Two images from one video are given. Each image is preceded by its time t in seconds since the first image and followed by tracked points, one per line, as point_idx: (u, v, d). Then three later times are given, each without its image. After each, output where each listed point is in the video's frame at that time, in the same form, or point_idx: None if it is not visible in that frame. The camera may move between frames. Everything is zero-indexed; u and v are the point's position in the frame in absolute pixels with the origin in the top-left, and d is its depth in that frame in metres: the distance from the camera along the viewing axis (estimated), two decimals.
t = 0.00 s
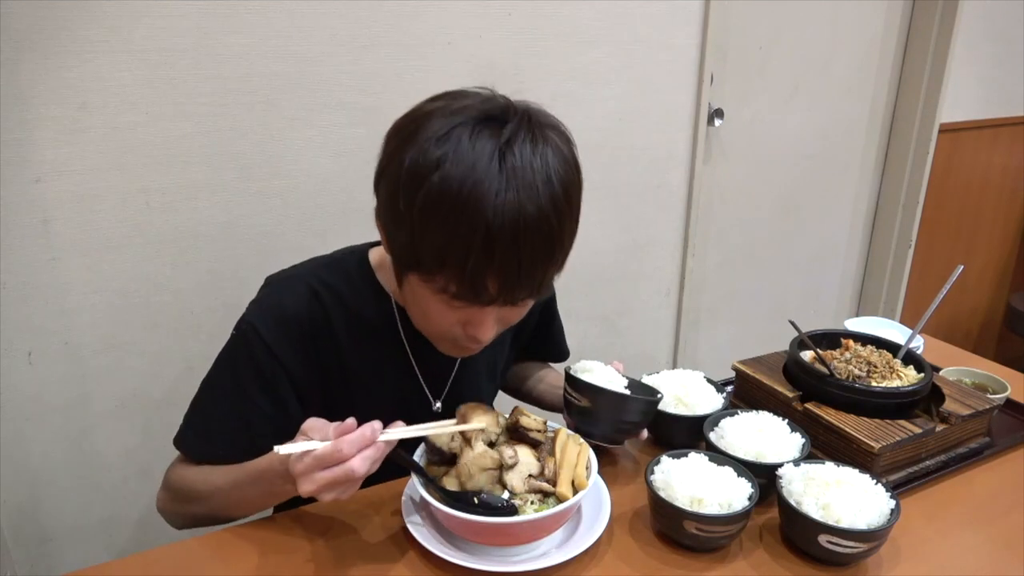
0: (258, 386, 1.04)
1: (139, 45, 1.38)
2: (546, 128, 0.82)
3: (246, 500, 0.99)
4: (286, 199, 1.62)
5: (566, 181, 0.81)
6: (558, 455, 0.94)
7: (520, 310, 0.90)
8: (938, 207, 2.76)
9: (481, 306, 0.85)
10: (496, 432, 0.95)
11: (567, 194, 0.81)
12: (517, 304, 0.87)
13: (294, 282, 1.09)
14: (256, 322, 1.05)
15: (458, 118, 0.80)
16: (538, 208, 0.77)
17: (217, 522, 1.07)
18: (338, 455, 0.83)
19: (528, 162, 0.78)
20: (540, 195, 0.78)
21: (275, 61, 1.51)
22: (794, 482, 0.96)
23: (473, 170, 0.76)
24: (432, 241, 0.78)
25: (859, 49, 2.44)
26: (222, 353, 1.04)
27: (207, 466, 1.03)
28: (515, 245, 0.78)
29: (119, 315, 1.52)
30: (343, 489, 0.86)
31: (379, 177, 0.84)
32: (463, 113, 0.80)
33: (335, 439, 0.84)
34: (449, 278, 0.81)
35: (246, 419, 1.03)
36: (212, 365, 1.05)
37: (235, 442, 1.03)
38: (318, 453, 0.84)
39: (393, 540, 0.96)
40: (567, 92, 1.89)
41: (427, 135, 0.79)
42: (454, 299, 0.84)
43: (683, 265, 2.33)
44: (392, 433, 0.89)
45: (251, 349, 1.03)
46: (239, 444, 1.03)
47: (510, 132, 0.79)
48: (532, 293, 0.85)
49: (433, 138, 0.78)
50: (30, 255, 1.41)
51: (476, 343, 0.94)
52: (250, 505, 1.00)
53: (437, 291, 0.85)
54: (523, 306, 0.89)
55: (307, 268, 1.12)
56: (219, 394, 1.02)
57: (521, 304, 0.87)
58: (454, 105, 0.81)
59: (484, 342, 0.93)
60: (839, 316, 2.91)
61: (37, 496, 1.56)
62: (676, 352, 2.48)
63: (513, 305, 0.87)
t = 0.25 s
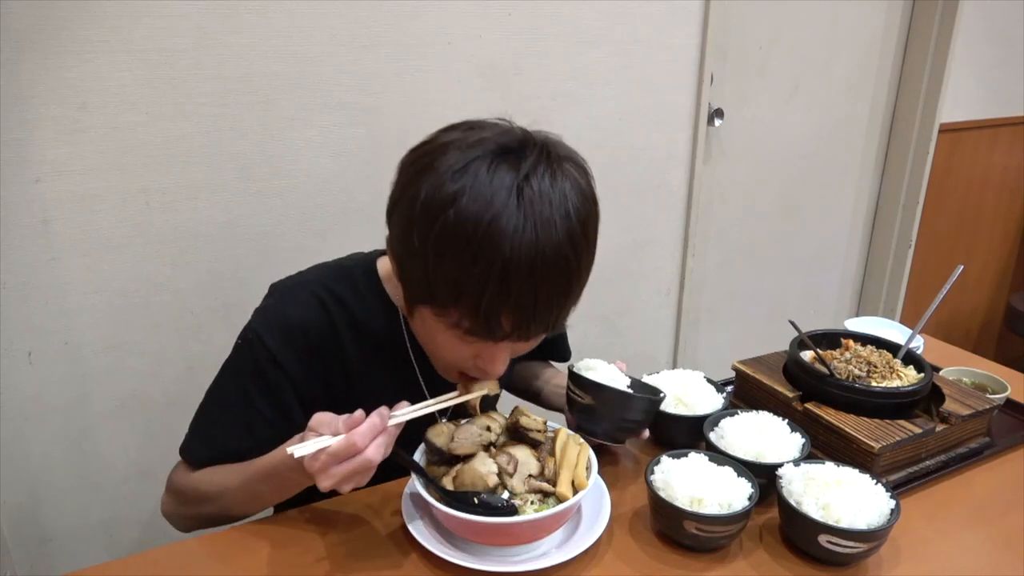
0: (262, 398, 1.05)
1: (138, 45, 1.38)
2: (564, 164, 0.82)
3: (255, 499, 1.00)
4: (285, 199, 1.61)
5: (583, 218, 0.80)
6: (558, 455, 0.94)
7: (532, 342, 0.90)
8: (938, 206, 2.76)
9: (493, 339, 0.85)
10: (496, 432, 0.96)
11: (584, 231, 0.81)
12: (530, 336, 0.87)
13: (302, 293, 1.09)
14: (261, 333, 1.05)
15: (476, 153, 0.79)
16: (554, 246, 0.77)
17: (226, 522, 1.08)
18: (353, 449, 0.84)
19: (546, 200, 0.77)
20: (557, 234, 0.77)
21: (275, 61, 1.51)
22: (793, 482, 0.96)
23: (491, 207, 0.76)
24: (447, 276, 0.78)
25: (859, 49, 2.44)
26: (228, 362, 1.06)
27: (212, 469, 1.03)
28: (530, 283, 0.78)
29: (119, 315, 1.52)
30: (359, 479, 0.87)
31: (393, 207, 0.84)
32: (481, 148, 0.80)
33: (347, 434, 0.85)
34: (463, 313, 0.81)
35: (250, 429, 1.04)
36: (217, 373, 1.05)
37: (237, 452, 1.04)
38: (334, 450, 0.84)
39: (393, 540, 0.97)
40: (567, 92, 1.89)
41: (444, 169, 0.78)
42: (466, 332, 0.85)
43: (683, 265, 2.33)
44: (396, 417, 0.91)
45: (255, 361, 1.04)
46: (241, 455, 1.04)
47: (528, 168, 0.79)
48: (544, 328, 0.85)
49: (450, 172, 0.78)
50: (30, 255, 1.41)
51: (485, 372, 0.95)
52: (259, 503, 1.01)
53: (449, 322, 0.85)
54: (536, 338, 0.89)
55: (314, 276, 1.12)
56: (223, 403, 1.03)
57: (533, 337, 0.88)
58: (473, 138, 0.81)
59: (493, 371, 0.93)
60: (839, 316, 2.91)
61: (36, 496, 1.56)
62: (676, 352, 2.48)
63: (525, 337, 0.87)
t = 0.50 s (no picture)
0: (268, 400, 1.05)
1: (138, 44, 1.38)
2: (571, 171, 0.82)
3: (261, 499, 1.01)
4: (285, 199, 1.61)
5: (585, 225, 0.80)
6: (558, 455, 0.94)
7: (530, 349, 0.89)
8: (938, 207, 2.76)
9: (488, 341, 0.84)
10: (496, 432, 0.96)
11: (586, 239, 0.80)
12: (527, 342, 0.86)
13: (309, 295, 1.09)
14: (268, 334, 1.05)
15: (482, 153, 0.80)
16: (553, 249, 0.77)
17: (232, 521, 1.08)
18: (376, 459, 0.85)
19: (548, 203, 0.78)
20: (557, 237, 0.77)
21: (275, 61, 1.51)
22: (793, 482, 0.97)
23: (492, 205, 0.76)
24: (444, 273, 0.78)
25: (859, 49, 2.44)
26: (233, 361, 1.05)
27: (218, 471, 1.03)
28: (526, 284, 0.77)
29: (119, 315, 1.52)
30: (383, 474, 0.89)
31: (398, 204, 0.85)
32: (487, 149, 0.80)
33: (365, 443, 0.85)
34: (459, 311, 0.81)
35: (256, 432, 1.04)
36: (222, 374, 1.05)
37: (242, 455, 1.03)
38: (357, 461, 0.85)
39: (393, 540, 0.97)
40: (566, 92, 1.89)
41: (449, 166, 0.79)
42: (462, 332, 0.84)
43: (683, 265, 2.33)
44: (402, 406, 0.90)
45: (262, 363, 1.04)
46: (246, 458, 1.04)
47: (532, 171, 0.79)
48: (540, 334, 0.84)
49: (454, 171, 0.79)
50: (30, 255, 1.41)
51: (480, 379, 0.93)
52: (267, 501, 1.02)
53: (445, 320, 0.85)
54: (534, 345, 0.88)
55: (323, 277, 1.11)
56: (227, 403, 1.02)
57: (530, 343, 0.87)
58: (480, 140, 0.82)
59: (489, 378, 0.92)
60: (839, 316, 2.91)
61: (36, 495, 1.56)
62: (676, 352, 2.48)
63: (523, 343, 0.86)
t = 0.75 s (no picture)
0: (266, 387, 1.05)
1: (138, 45, 1.38)
2: (547, 112, 0.82)
3: (259, 494, 1.01)
4: (285, 199, 1.61)
5: (567, 161, 0.81)
6: (558, 455, 0.94)
7: (527, 301, 0.88)
8: (938, 207, 2.76)
9: (485, 288, 0.83)
10: (496, 432, 0.96)
11: (570, 175, 0.81)
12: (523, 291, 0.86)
13: (305, 281, 1.09)
14: (266, 320, 1.05)
15: (456, 103, 0.81)
16: (538, 185, 0.78)
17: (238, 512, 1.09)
18: (356, 461, 0.82)
19: (528, 144, 0.79)
20: (541, 173, 0.78)
21: (275, 61, 1.50)
22: (793, 482, 0.97)
23: (473, 150, 0.77)
24: (436, 221, 0.78)
25: (859, 49, 2.44)
26: (232, 347, 1.05)
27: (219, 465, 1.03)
28: (517, 222, 0.77)
29: (119, 315, 1.52)
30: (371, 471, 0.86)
31: (384, 169, 0.86)
32: (461, 99, 0.82)
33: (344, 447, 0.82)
34: (454, 258, 0.80)
35: (254, 419, 1.04)
36: (220, 362, 1.05)
37: (241, 442, 1.04)
38: (337, 464, 0.82)
39: (393, 540, 0.97)
40: (566, 92, 1.89)
41: (426, 121, 0.80)
42: (459, 283, 0.83)
43: (683, 265, 2.33)
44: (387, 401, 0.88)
45: (260, 349, 1.04)
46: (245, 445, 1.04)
47: (508, 114, 0.80)
48: (537, 276, 0.83)
49: (433, 123, 0.80)
50: (30, 255, 1.41)
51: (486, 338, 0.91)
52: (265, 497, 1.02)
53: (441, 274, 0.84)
54: (530, 295, 0.87)
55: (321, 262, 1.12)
56: (225, 389, 1.03)
57: (528, 289, 0.86)
58: (454, 92, 0.83)
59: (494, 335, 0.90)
60: (839, 316, 2.91)
61: (36, 495, 1.56)
62: (676, 352, 2.48)
63: (519, 292, 0.85)
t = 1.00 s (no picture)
0: (257, 359, 1.09)
1: (138, 45, 1.38)
2: (497, 44, 0.93)
3: (264, 462, 1.01)
4: (285, 199, 1.61)
5: (532, 77, 0.91)
6: (558, 455, 0.93)
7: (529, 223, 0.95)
8: (938, 206, 2.76)
9: (496, 209, 0.89)
10: (496, 432, 0.96)
11: (538, 88, 0.91)
12: (525, 210, 0.93)
13: (292, 259, 1.14)
14: (255, 295, 1.10)
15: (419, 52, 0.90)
16: (520, 96, 0.87)
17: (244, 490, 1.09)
18: (340, 404, 0.80)
19: (498, 69, 0.88)
20: (518, 87, 0.88)
21: (274, 61, 1.50)
22: (793, 482, 0.97)
23: (454, 80, 0.85)
24: (441, 149, 0.84)
25: (859, 49, 2.44)
26: (224, 325, 1.10)
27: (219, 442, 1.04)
28: (515, 130, 0.86)
29: (119, 315, 1.52)
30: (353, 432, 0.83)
31: (371, 137, 0.91)
32: (422, 49, 0.90)
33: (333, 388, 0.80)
34: (465, 180, 0.86)
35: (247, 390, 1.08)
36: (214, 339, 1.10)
37: (236, 414, 1.07)
38: (321, 403, 0.80)
39: (393, 540, 0.97)
40: (566, 93, 1.89)
41: (399, 74, 0.88)
42: (470, 209, 0.88)
43: (683, 265, 2.33)
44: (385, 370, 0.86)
45: (250, 322, 1.09)
46: (240, 416, 1.07)
47: (469, 48, 0.89)
48: (537, 185, 0.91)
49: (408, 73, 0.87)
50: (30, 255, 1.41)
51: (499, 273, 0.95)
52: (271, 465, 1.02)
53: (451, 208, 0.89)
54: (530, 215, 0.95)
55: (307, 243, 1.17)
56: (218, 363, 1.07)
57: (529, 203, 0.92)
58: (413, 45, 0.91)
59: (506, 264, 0.94)
60: (839, 316, 2.91)
61: (36, 495, 1.56)
62: (676, 352, 2.48)
63: (523, 212, 0.92)
